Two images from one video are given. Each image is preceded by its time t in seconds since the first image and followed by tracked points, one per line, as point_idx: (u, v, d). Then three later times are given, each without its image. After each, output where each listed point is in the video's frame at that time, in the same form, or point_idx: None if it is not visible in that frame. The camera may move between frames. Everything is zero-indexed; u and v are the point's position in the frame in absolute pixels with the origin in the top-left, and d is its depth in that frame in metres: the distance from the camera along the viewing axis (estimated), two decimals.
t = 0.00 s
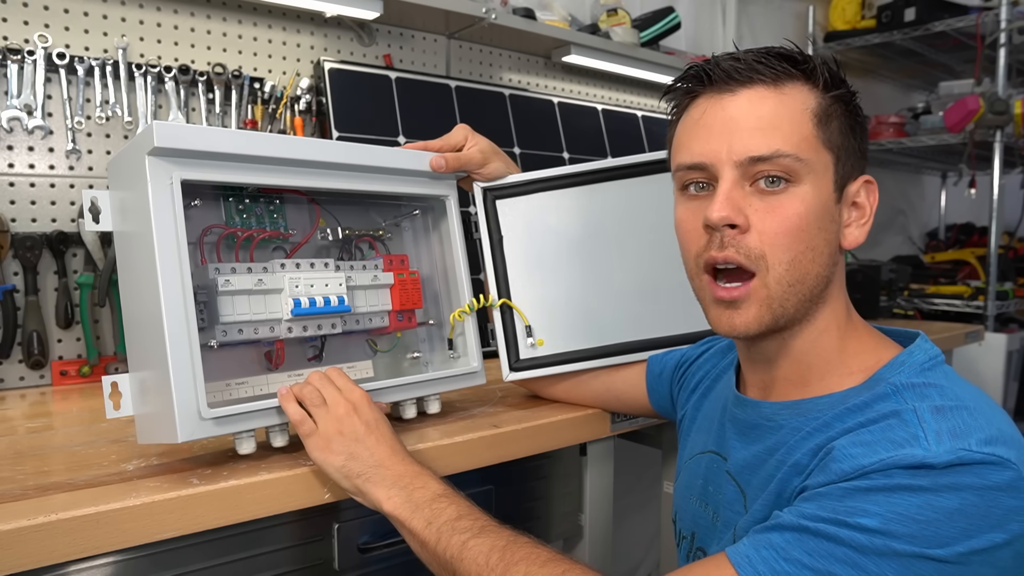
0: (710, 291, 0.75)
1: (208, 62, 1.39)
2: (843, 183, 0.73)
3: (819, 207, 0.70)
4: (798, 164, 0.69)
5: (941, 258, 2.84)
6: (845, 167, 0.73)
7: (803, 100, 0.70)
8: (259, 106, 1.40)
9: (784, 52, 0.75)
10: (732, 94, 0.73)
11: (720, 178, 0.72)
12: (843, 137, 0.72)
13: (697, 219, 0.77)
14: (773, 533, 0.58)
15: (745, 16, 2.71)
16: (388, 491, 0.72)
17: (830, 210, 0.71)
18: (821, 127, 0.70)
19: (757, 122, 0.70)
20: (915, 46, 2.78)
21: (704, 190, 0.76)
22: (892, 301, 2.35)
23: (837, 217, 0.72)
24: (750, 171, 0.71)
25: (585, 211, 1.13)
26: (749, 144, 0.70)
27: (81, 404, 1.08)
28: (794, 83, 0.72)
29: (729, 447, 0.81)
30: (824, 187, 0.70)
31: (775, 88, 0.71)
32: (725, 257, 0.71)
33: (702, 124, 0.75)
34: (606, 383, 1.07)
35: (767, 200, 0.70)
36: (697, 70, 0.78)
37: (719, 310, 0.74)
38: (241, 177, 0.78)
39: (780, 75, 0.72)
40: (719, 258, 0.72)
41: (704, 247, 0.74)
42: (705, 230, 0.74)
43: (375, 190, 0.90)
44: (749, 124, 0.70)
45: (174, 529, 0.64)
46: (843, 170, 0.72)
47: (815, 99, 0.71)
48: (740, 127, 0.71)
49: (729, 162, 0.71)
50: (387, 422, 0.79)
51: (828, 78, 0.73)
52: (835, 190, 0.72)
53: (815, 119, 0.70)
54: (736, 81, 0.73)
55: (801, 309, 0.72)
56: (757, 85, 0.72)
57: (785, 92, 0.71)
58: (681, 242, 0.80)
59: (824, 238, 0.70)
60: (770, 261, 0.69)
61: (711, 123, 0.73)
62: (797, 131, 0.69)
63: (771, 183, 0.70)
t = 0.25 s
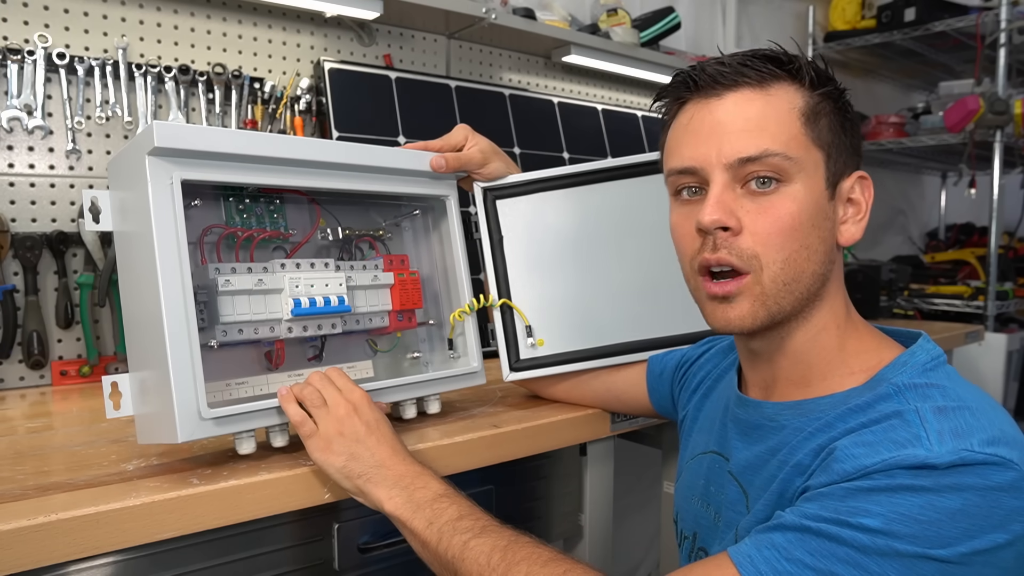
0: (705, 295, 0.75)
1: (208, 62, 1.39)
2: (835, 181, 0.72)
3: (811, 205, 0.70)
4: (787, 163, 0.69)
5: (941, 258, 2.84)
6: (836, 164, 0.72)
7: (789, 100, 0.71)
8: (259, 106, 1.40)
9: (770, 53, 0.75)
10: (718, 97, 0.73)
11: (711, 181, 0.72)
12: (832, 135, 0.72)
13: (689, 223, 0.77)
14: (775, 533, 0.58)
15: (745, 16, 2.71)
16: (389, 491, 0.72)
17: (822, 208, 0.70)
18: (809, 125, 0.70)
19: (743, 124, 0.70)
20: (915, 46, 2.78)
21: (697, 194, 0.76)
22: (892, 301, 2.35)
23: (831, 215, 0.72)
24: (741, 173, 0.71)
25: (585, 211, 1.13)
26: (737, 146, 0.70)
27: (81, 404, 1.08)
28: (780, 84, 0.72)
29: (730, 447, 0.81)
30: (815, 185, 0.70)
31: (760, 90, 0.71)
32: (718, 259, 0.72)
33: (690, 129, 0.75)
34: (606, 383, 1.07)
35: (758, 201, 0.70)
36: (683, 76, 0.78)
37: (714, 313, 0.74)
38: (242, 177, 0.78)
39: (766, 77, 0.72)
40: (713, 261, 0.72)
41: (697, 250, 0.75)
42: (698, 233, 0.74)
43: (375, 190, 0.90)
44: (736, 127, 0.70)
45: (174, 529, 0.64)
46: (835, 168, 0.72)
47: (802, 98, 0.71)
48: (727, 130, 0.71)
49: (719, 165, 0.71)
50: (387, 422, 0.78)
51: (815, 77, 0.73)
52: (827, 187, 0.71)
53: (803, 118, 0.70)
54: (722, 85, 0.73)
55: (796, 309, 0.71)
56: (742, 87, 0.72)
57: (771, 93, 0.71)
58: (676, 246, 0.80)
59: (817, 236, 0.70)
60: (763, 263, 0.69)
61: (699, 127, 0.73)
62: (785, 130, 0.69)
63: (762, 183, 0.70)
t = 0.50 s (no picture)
0: (696, 300, 0.75)
1: (208, 62, 1.39)
2: (824, 181, 0.72)
3: (799, 206, 0.69)
4: (772, 166, 0.69)
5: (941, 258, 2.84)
6: (825, 164, 0.72)
7: (773, 103, 0.70)
8: (259, 106, 1.40)
9: (754, 57, 0.75)
10: (702, 104, 0.73)
11: (698, 187, 0.72)
12: (819, 135, 0.72)
13: (679, 228, 0.77)
14: (773, 535, 0.58)
15: (745, 16, 2.71)
16: (389, 492, 0.72)
17: (811, 208, 0.70)
18: (794, 127, 0.70)
19: (726, 130, 0.70)
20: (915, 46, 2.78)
21: (687, 200, 0.77)
22: (892, 301, 2.35)
23: (820, 215, 0.71)
24: (727, 177, 0.71)
25: (585, 211, 1.13)
26: (721, 152, 0.70)
27: (82, 404, 1.08)
28: (764, 87, 0.72)
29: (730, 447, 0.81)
30: (803, 186, 0.70)
31: (743, 94, 0.71)
32: (707, 263, 0.72)
33: (677, 136, 0.75)
34: (606, 384, 1.07)
35: (745, 203, 0.70)
36: (669, 83, 0.78)
37: (705, 318, 0.74)
38: (242, 177, 0.78)
39: (750, 81, 0.72)
40: (701, 264, 0.72)
41: (687, 254, 0.75)
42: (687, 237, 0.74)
43: (375, 190, 0.90)
44: (719, 132, 0.71)
45: (174, 529, 0.64)
46: (823, 167, 0.72)
47: (786, 100, 0.71)
48: (710, 137, 0.71)
49: (705, 171, 0.71)
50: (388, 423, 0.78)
51: (799, 78, 0.73)
52: (816, 187, 0.71)
53: (787, 120, 0.70)
54: (707, 91, 0.73)
55: (786, 311, 0.71)
56: (725, 92, 0.72)
57: (755, 97, 0.71)
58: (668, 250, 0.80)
59: (806, 237, 0.70)
60: (750, 267, 0.69)
61: (685, 134, 0.74)
62: (769, 133, 0.69)
63: (749, 186, 0.70)
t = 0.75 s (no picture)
0: (691, 301, 0.75)
1: (208, 62, 1.39)
2: (821, 181, 0.72)
3: (794, 207, 0.69)
4: (767, 167, 0.69)
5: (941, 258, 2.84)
6: (822, 165, 0.72)
7: (769, 104, 0.70)
8: (259, 106, 1.40)
9: (752, 58, 0.75)
10: (699, 104, 0.73)
11: (693, 187, 0.72)
12: (817, 135, 0.71)
13: (675, 227, 0.77)
14: (771, 536, 0.58)
15: (745, 16, 2.71)
16: (389, 493, 0.72)
17: (807, 209, 0.70)
18: (790, 128, 0.70)
19: (721, 131, 0.70)
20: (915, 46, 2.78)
21: (683, 199, 0.76)
22: (892, 301, 2.35)
23: (817, 216, 0.71)
24: (722, 178, 0.71)
25: (585, 211, 1.13)
26: (716, 153, 0.70)
27: (82, 404, 1.08)
28: (761, 88, 0.72)
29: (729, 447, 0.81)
30: (798, 187, 0.70)
31: (740, 95, 0.71)
32: (701, 264, 0.72)
33: (674, 137, 0.75)
34: (606, 384, 1.07)
35: (739, 204, 0.70)
36: (668, 84, 0.78)
37: (700, 318, 0.74)
38: (242, 177, 0.78)
39: (746, 82, 0.72)
40: (695, 265, 0.72)
41: (682, 253, 0.75)
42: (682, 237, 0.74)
43: (375, 190, 0.90)
44: (714, 133, 0.71)
45: (174, 529, 0.64)
46: (820, 168, 0.71)
47: (782, 101, 0.71)
48: (706, 137, 0.71)
49: (700, 172, 0.71)
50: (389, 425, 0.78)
51: (797, 78, 0.73)
52: (813, 189, 0.71)
53: (783, 120, 0.70)
54: (704, 92, 0.73)
55: (781, 312, 0.72)
56: (721, 93, 0.72)
57: (752, 98, 0.71)
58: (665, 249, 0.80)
59: (802, 238, 0.70)
60: (743, 268, 0.69)
61: (682, 134, 0.74)
62: (764, 135, 0.69)
63: (744, 187, 0.70)
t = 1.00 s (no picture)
0: (691, 299, 0.75)
1: (208, 62, 1.39)
2: (824, 184, 0.72)
3: (796, 209, 0.69)
4: (770, 169, 0.69)
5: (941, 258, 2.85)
6: (825, 168, 0.72)
7: (773, 106, 0.70)
8: (259, 106, 1.40)
9: (758, 59, 0.75)
10: (703, 104, 0.73)
11: (697, 188, 0.72)
12: (820, 139, 0.71)
13: (677, 226, 0.77)
14: (772, 536, 0.58)
15: (745, 17, 2.71)
16: (393, 495, 0.72)
17: (809, 211, 0.70)
18: (794, 130, 0.70)
19: (725, 131, 0.70)
20: (915, 46, 2.78)
21: (686, 198, 0.76)
22: (892, 301, 2.35)
23: (819, 219, 0.71)
24: (724, 179, 0.71)
25: (584, 212, 1.13)
26: (719, 155, 0.70)
27: (82, 404, 1.08)
28: (766, 89, 0.72)
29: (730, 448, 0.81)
30: (801, 190, 0.70)
31: (745, 96, 0.71)
32: (703, 264, 0.72)
33: (678, 136, 0.75)
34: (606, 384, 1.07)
35: (742, 205, 0.70)
36: (673, 82, 0.78)
37: (700, 319, 0.74)
38: (242, 177, 0.78)
39: (751, 83, 0.72)
40: (697, 266, 0.72)
41: (684, 253, 0.75)
42: (683, 237, 0.75)
43: (375, 190, 0.90)
44: (718, 134, 0.71)
45: (174, 529, 0.64)
46: (823, 171, 0.71)
47: (787, 103, 0.71)
48: (710, 138, 0.71)
49: (703, 172, 0.71)
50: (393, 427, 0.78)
51: (802, 80, 0.73)
52: (815, 191, 0.71)
53: (787, 122, 0.70)
54: (709, 91, 0.73)
55: (782, 314, 0.72)
56: (726, 93, 0.72)
57: (757, 99, 0.71)
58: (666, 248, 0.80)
59: (804, 240, 0.70)
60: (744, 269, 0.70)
61: (686, 134, 0.74)
62: (767, 137, 0.69)
63: (746, 189, 0.70)
